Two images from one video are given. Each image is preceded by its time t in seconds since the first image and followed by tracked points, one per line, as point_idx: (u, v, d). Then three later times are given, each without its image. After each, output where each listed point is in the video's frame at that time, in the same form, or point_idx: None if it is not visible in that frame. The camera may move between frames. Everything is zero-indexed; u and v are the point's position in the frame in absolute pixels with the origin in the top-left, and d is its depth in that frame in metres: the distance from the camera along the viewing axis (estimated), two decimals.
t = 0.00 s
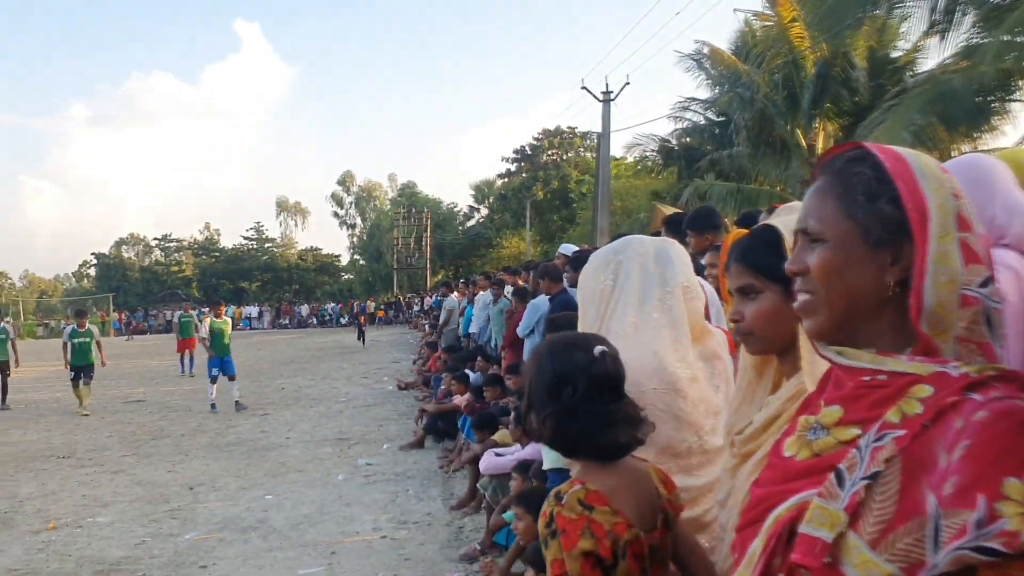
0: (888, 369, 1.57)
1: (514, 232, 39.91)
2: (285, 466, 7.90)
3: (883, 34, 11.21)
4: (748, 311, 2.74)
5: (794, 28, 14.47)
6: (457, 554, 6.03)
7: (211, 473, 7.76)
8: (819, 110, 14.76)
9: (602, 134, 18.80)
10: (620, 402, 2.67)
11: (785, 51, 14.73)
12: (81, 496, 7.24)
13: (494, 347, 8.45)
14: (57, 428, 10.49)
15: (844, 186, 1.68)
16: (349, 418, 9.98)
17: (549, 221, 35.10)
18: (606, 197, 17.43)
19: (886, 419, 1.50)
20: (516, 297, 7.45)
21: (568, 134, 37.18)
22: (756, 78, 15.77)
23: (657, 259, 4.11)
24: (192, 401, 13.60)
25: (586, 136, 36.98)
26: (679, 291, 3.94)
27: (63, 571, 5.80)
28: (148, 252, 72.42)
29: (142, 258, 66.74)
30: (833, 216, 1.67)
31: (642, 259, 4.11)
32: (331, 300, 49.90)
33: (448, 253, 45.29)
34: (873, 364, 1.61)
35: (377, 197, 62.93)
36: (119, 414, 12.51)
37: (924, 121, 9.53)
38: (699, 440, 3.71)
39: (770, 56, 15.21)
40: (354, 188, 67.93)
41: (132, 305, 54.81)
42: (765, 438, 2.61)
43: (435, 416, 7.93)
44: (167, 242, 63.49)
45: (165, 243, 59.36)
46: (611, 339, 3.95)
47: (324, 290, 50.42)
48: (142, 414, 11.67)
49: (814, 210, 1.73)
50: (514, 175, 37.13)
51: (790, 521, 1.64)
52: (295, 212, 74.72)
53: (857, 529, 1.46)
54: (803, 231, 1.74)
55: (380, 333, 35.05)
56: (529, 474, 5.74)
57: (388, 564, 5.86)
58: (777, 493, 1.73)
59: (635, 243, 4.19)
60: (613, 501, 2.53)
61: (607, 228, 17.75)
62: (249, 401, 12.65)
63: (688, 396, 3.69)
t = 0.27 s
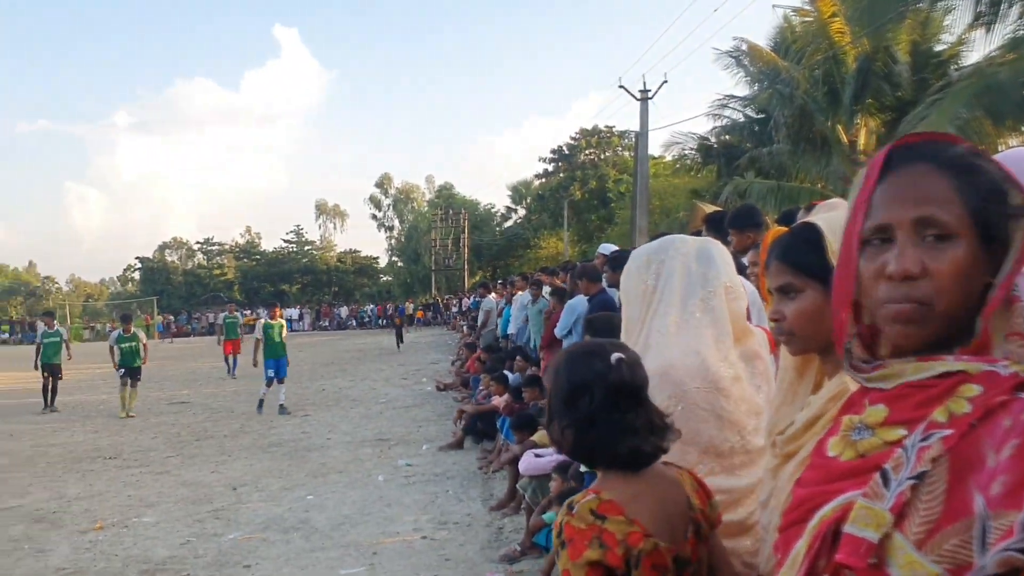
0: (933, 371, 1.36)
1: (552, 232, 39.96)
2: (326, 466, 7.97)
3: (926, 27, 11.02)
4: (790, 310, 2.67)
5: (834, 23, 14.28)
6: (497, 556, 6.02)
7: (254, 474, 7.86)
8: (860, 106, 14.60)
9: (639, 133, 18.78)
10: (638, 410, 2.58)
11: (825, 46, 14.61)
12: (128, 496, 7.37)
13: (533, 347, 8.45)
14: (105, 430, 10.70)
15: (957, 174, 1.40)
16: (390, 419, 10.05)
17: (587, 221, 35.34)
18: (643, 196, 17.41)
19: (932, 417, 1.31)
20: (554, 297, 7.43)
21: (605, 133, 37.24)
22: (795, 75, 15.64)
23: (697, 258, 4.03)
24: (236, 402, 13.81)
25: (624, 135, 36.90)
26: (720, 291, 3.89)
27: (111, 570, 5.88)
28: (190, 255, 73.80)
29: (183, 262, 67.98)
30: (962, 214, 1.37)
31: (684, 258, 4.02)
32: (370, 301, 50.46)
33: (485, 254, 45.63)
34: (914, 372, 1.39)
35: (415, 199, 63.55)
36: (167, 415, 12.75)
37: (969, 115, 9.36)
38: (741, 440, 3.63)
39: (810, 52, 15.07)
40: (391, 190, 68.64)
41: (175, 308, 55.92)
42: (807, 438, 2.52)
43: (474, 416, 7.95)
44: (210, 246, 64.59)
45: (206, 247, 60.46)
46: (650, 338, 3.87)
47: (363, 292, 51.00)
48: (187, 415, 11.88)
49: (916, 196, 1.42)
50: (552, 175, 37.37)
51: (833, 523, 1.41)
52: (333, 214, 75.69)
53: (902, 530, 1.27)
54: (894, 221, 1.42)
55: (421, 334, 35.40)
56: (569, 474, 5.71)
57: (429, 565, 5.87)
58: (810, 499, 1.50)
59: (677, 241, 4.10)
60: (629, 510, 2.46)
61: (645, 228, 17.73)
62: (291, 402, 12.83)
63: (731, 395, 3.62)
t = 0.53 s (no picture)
0: (1001, 372, 1.38)
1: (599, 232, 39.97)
2: (375, 466, 8.04)
3: (982, 19, 10.78)
4: (840, 309, 2.53)
5: (886, 19, 13.94)
6: (546, 556, 6.01)
7: (304, 474, 7.95)
8: (913, 101, 14.35)
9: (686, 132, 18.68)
10: (689, 417, 2.53)
11: (878, 42, 14.32)
12: (183, 495, 7.50)
13: (581, 348, 8.43)
14: (160, 430, 10.92)
15: None
16: (438, 420, 10.11)
17: (635, 221, 35.66)
18: (693, 194, 17.39)
19: (1005, 419, 1.33)
20: (602, 298, 7.41)
21: (653, 132, 37.19)
22: (846, 71, 15.44)
23: (747, 258, 3.92)
24: (287, 402, 14.02)
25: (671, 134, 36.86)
26: (769, 290, 3.76)
27: (166, 568, 5.95)
28: (240, 258, 75.27)
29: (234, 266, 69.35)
30: None
31: (733, 258, 3.92)
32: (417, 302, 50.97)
33: (532, 254, 45.86)
34: (982, 374, 1.41)
35: (460, 201, 64.05)
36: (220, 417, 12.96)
37: None
38: (794, 440, 3.52)
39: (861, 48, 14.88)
40: (437, 192, 69.30)
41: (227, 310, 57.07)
42: (861, 438, 2.43)
43: (522, 417, 7.96)
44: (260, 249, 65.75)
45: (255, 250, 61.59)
46: (699, 341, 3.80)
47: (410, 293, 51.52)
48: (239, 416, 12.09)
49: (1002, 200, 1.38)
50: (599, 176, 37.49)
51: (905, 526, 1.45)
52: (380, 217, 76.59)
53: (977, 536, 1.29)
54: (985, 227, 1.38)
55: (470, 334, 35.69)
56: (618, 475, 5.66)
57: (478, 566, 5.87)
58: (882, 500, 1.54)
59: (726, 241, 4.00)
60: (679, 519, 2.39)
61: (693, 227, 17.64)
62: (341, 403, 12.99)
63: (782, 395, 3.53)
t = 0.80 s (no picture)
0: None
1: (668, 231, 39.88)
2: (444, 466, 8.11)
3: None
4: (918, 308, 2.42)
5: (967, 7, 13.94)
6: (616, 557, 5.97)
7: (375, 472, 8.05)
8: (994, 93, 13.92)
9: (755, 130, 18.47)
10: (765, 418, 2.48)
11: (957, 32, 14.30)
12: (258, 492, 7.66)
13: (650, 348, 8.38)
14: (235, 428, 11.20)
15: None
16: (506, 420, 10.17)
17: (704, 219, 35.74)
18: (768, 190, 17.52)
19: None
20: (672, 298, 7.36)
21: (721, 129, 36.99)
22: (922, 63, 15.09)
23: (818, 255, 3.83)
24: (357, 402, 14.26)
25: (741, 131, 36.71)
26: (841, 288, 3.66)
27: (242, 563, 6.06)
28: (309, 261, 76.96)
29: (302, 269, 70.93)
30: None
31: (801, 256, 3.83)
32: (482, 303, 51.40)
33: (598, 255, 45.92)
34: None
35: (524, 202, 64.35)
36: (292, 416, 13.26)
37: None
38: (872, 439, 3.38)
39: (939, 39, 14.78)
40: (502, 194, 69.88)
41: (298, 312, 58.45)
42: (939, 438, 2.38)
43: (590, 418, 7.96)
44: (330, 251, 67.12)
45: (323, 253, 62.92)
46: (771, 342, 3.73)
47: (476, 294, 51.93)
48: (312, 415, 12.35)
49: None
50: (667, 174, 37.48)
51: (1003, 534, 1.64)
52: (445, 219, 77.46)
53: None
54: None
55: (538, 334, 35.93)
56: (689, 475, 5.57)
57: (547, 566, 5.86)
58: (976, 502, 1.76)
59: (794, 239, 3.91)
60: (755, 523, 2.36)
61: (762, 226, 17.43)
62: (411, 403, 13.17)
63: (861, 395, 3.40)
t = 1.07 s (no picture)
0: None
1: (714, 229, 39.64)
2: (490, 465, 8.17)
3: None
4: (969, 302, 2.34)
5: None
6: (664, 557, 5.93)
7: (421, 471, 8.12)
8: None
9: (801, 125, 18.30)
10: (818, 414, 2.43)
11: (1010, 24, 14.03)
12: (306, 490, 7.76)
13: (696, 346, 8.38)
14: (284, 428, 11.38)
15: None
16: (552, 420, 10.23)
17: (750, 216, 35.44)
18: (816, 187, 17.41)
19: None
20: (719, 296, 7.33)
21: (767, 125, 36.76)
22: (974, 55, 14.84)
23: (868, 250, 3.77)
24: (404, 402, 14.44)
25: (788, 126, 36.44)
26: (893, 282, 3.60)
27: (292, 561, 6.12)
28: (355, 262, 77.90)
29: (349, 271, 71.90)
30: None
31: (851, 252, 3.78)
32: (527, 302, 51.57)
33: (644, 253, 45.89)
34: None
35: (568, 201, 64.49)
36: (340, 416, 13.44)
37: None
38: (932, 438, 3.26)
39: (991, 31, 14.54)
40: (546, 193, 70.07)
41: (344, 312, 59.18)
42: (996, 434, 2.32)
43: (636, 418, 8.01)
44: (375, 253, 67.81)
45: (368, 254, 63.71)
46: (824, 339, 3.65)
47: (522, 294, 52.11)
48: (359, 416, 12.54)
49: None
50: (713, 172, 37.33)
51: None
52: (489, 218, 77.85)
53: None
54: None
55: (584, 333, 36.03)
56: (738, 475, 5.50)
57: (595, 565, 5.83)
58: None
59: (843, 236, 3.87)
60: (809, 526, 2.33)
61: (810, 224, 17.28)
62: (457, 403, 13.31)
63: (920, 392, 3.31)
